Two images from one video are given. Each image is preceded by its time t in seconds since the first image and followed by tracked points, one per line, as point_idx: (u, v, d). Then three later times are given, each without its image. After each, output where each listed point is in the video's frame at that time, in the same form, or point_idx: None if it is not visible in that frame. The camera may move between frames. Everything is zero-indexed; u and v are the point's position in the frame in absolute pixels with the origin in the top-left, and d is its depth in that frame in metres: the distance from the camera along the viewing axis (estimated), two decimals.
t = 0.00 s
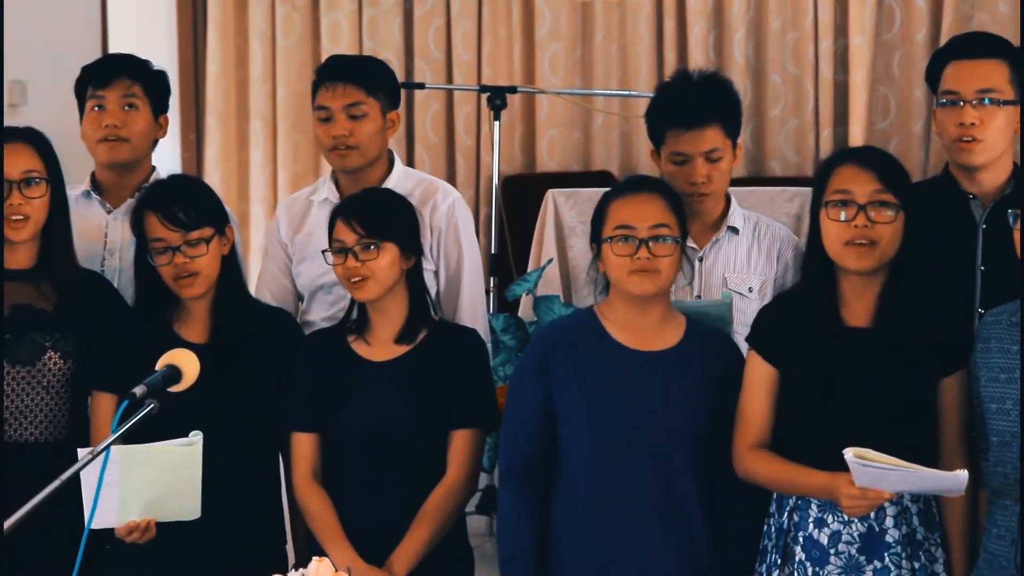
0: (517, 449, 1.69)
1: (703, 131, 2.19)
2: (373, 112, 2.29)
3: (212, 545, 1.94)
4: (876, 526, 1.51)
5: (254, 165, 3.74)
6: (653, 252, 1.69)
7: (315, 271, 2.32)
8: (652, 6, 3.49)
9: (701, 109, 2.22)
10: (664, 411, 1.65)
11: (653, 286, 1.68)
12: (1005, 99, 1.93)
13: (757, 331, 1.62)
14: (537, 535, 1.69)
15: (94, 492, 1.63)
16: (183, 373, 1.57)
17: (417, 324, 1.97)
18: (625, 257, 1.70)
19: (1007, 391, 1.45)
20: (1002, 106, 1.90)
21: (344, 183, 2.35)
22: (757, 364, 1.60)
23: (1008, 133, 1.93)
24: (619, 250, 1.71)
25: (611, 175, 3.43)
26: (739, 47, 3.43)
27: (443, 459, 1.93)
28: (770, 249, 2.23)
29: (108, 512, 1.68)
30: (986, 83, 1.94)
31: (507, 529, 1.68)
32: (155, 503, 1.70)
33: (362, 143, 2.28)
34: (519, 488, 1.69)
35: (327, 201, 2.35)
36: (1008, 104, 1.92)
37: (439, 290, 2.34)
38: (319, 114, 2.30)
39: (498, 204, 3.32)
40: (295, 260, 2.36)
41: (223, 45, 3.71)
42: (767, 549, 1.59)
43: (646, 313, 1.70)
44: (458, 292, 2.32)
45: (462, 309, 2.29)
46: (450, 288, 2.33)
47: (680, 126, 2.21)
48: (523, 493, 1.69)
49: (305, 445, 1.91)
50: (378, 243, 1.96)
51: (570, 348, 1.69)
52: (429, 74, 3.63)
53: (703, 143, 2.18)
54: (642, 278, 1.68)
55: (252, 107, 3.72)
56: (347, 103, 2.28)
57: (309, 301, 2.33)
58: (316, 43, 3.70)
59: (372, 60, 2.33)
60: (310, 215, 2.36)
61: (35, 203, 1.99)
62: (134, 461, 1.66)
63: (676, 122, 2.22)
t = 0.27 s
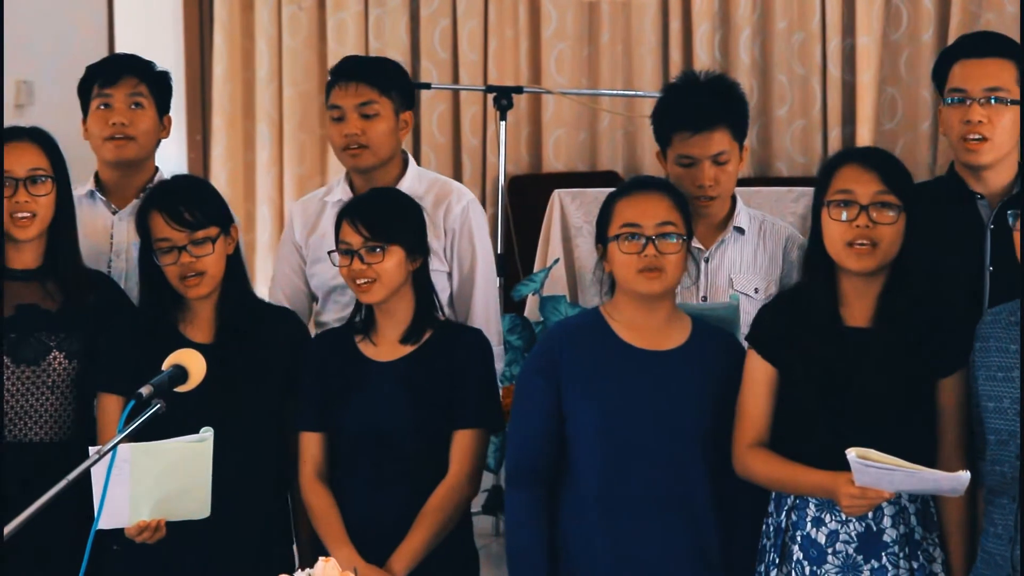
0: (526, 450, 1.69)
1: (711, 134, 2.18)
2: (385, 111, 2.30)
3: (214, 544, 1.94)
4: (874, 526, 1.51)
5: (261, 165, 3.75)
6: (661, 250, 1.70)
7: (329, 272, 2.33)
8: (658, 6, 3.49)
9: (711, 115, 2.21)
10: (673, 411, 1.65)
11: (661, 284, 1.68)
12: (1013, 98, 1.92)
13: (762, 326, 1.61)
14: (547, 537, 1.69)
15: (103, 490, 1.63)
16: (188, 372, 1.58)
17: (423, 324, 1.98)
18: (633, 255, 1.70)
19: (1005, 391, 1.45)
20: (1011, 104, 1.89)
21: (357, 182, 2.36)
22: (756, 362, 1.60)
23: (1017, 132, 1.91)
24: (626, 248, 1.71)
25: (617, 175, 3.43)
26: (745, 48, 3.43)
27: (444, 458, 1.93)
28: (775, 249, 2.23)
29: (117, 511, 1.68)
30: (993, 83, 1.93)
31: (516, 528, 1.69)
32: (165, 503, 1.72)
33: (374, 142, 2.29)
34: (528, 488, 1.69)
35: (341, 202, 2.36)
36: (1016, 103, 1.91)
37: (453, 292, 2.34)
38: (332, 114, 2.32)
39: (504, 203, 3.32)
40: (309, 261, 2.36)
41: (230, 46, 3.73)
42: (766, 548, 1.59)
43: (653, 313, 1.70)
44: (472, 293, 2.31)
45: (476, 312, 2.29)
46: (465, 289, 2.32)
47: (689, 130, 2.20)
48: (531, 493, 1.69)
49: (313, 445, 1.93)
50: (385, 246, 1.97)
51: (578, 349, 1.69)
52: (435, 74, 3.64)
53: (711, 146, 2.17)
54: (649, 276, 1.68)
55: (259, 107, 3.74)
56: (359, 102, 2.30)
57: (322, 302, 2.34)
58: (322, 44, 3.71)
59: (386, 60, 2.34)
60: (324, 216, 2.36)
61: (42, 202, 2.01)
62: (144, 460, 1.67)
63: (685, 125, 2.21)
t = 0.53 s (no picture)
0: (541, 453, 1.68)
1: (721, 135, 2.19)
2: (409, 108, 2.28)
3: (222, 542, 1.96)
4: (878, 526, 1.51)
5: (272, 165, 3.77)
6: (673, 244, 1.70)
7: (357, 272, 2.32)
8: (669, 6, 3.49)
9: (722, 114, 2.22)
10: (685, 411, 1.66)
11: (672, 277, 1.68)
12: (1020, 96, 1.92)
13: (762, 326, 1.61)
14: (563, 541, 1.68)
15: (116, 492, 1.64)
16: (201, 375, 1.59)
17: (434, 324, 1.99)
18: (645, 248, 1.70)
19: (1008, 391, 1.44)
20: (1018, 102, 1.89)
21: (383, 180, 2.34)
22: (758, 363, 1.59)
23: None
24: (638, 241, 1.71)
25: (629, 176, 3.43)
26: (757, 48, 3.42)
27: (450, 457, 1.94)
28: (788, 249, 2.23)
29: (135, 509, 1.69)
30: (1001, 81, 1.93)
31: (530, 530, 1.67)
32: (179, 504, 1.73)
33: (399, 139, 2.27)
34: (542, 489, 1.69)
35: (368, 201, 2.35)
36: None
37: (481, 294, 2.33)
38: (358, 112, 2.30)
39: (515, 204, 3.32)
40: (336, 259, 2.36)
41: (241, 46, 3.74)
42: (769, 549, 1.59)
43: (663, 309, 1.70)
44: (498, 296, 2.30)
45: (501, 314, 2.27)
46: (491, 292, 2.31)
47: (698, 130, 2.21)
48: (546, 495, 1.68)
49: (326, 447, 1.94)
50: (396, 248, 1.97)
51: (592, 350, 1.69)
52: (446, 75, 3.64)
53: (721, 146, 2.18)
54: (661, 269, 1.68)
55: (270, 107, 3.75)
56: (384, 99, 2.28)
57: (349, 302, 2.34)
58: (334, 44, 3.73)
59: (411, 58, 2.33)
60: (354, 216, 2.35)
61: (54, 201, 2.02)
62: (161, 461, 1.68)
63: (695, 126, 2.22)
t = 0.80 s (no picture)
0: (557, 453, 1.69)
1: (733, 134, 2.19)
2: (439, 110, 2.23)
3: (233, 539, 1.97)
4: (884, 526, 1.51)
5: (287, 165, 3.79)
6: (688, 245, 1.70)
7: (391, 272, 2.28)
8: (684, 6, 3.48)
9: (733, 114, 2.22)
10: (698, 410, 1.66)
11: (687, 278, 1.68)
12: None
13: (769, 328, 1.62)
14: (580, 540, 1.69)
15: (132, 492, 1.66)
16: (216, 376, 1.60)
17: (450, 325, 2.00)
18: (659, 248, 1.70)
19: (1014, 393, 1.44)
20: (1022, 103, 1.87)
21: (417, 181, 2.30)
22: (764, 364, 1.61)
23: None
24: (652, 242, 1.71)
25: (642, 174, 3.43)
26: (772, 48, 3.41)
27: (460, 456, 1.94)
28: (803, 251, 2.24)
29: (150, 512, 1.72)
30: (1009, 83, 1.91)
31: (546, 532, 1.69)
32: (196, 502, 1.75)
33: (430, 141, 2.22)
34: (557, 491, 1.70)
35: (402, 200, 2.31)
36: None
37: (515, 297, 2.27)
38: (387, 116, 2.25)
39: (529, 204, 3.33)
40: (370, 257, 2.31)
41: (256, 47, 3.76)
42: (776, 550, 1.59)
43: (677, 311, 1.70)
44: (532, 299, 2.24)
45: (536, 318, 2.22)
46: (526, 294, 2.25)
47: (709, 129, 2.21)
48: (562, 498, 1.69)
49: (340, 446, 1.95)
50: (408, 247, 1.98)
51: (606, 353, 1.70)
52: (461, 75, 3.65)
53: (733, 146, 2.18)
54: (675, 270, 1.68)
55: (285, 107, 3.77)
56: (412, 102, 2.22)
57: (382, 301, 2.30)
58: (348, 45, 3.74)
59: (437, 57, 2.27)
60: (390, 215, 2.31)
61: (72, 202, 2.04)
62: (175, 459, 1.69)
63: (707, 125, 2.22)
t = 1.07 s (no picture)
0: (567, 454, 1.69)
1: (744, 130, 2.20)
2: (475, 108, 2.24)
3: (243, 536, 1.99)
4: (889, 527, 1.50)
5: (302, 165, 3.81)
6: (699, 245, 1.70)
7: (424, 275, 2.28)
8: (699, 7, 3.46)
9: (745, 111, 2.22)
10: (708, 409, 1.66)
11: (697, 281, 1.69)
12: None
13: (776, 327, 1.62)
14: (591, 540, 1.70)
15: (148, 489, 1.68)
16: (231, 375, 1.61)
17: (465, 325, 2.00)
18: (671, 249, 1.70)
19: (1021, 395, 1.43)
20: None
21: (452, 181, 2.32)
22: (773, 365, 1.61)
23: None
24: (664, 242, 1.71)
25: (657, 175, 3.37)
26: (787, 48, 3.40)
27: (468, 455, 1.94)
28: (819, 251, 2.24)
29: (166, 513, 1.73)
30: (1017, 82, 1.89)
31: (556, 533, 1.69)
32: (213, 502, 1.76)
33: (465, 140, 2.23)
34: (567, 493, 1.70)
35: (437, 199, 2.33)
36: None
37: (549, 295, 2.30)
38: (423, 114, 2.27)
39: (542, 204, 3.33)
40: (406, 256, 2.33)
41: (272, 47, 3.79)
42: (782, 550, 1.59)
43: (688, 312, 1.71)
44: (568, 299, 2.26)
45: (572, 318, 2.25)
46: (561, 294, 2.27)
47: (720, 125, 2.22)
48: (571, 499, 1.69)
49: (355, 444, 1.97)
50: (417, 245, 1.99)
51: (616, 354, 1.70)
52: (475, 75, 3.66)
53: (744, 142, 2.19)
54: (686, 273, 1.69)
55: (300, 107, 3.79)
56: (449, 100, 2.24)
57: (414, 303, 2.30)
58: (363, 44, 3.76)
59: (475, 56, 2.29)
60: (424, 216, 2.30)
61: (89, 201, 2.06)
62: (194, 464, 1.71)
63: (716, 120, 2.23)
